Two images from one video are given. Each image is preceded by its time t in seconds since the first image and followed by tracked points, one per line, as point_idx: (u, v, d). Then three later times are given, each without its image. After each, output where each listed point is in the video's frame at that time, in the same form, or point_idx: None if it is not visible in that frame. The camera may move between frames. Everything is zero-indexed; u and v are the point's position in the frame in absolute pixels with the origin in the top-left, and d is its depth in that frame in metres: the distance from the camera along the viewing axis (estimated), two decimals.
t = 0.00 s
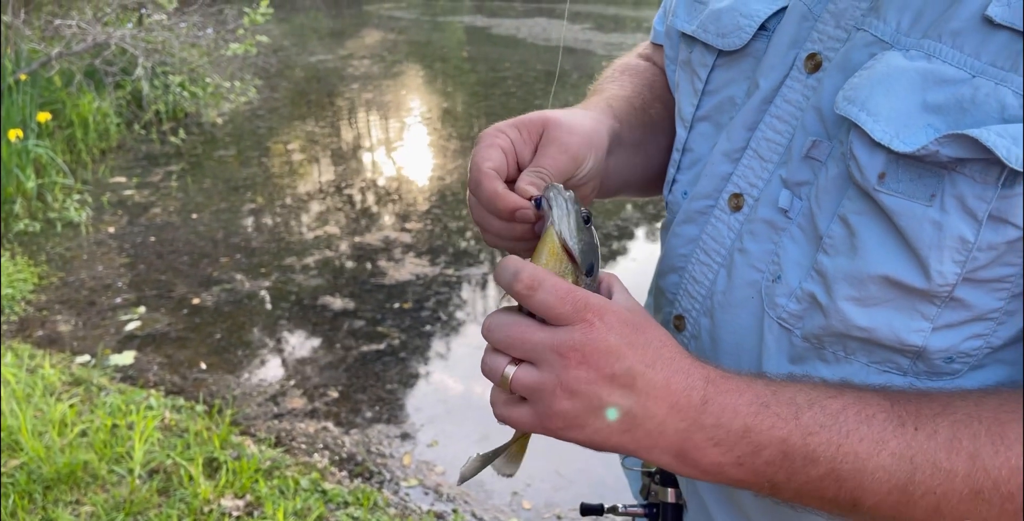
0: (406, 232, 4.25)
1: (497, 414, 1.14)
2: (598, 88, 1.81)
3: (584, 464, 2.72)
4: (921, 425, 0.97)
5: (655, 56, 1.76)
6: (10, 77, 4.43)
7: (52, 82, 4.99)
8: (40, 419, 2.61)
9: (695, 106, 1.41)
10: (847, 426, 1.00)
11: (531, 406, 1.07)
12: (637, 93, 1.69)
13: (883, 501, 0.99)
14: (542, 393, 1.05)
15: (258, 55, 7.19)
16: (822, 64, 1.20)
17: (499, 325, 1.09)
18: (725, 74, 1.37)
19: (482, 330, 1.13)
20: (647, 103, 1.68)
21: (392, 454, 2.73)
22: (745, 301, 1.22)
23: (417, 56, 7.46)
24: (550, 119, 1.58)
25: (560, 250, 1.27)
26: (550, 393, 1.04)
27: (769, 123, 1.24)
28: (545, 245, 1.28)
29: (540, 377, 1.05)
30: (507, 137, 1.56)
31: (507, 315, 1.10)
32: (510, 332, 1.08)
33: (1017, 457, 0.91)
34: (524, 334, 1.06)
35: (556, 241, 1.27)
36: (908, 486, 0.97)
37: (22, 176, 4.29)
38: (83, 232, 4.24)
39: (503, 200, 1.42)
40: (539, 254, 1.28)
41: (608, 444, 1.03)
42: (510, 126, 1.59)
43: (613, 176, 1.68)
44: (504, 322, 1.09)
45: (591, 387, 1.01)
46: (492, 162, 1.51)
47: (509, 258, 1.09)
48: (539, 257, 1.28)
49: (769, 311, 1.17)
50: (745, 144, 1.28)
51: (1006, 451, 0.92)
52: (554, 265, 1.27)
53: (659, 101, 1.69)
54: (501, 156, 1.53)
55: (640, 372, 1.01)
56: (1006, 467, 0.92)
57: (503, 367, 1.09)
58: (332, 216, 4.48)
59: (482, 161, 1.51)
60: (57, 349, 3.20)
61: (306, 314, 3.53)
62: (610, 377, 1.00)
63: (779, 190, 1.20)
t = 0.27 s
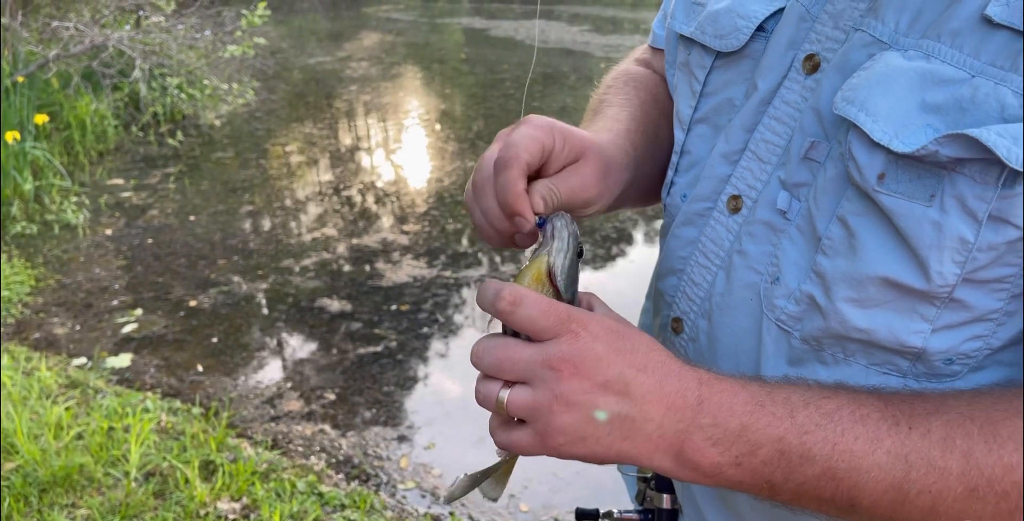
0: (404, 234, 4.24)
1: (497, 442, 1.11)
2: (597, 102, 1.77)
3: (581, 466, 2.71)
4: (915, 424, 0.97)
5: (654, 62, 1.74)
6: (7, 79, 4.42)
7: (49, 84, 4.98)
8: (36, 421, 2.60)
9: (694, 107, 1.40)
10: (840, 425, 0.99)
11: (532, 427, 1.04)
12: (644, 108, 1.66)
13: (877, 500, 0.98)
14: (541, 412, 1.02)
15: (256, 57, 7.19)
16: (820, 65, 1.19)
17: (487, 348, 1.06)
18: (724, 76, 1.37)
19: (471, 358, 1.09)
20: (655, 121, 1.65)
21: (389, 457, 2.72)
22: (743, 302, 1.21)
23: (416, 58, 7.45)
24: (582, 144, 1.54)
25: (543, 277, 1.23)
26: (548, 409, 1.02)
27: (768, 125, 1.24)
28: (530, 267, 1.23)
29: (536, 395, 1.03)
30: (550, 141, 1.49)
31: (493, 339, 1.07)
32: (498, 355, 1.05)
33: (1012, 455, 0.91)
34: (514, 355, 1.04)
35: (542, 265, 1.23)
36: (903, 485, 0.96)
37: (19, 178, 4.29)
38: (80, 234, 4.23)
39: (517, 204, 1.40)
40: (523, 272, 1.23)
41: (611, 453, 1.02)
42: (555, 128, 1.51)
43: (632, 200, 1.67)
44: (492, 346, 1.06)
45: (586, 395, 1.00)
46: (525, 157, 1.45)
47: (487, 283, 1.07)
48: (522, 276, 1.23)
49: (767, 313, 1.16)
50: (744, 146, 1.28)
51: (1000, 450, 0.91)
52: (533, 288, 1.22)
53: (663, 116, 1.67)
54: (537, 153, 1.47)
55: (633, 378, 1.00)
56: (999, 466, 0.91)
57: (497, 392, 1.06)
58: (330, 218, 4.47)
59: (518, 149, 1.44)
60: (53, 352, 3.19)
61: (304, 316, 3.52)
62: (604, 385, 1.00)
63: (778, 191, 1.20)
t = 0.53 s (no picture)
0: (401, 235, 4.23)
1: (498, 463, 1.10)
2: (591, 110, 1.76)
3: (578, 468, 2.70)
4: (912, 428, 0.96)
5: (648, 67, 1.74)
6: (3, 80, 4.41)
7: (46, 84, 4.98)
8: (31, 423, 2.60)
9: (686, 108, 1.39)
10: (837, 428, 0.99)
11: (528, 444, 1.04)
12: (636, 117, 1.65)
13: (876, 504, 0.98)
14: (535, 428, 1.02)
15: (254, 57, 7.18)
16: (813, 67, 1.19)
17: (475, 369, 1.06)
18: (717, 77, 1.36)
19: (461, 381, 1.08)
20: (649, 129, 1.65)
21: (386, 458, 2.71)
22: (738, 305, 1.20)
23: (414, 58, 7.44)
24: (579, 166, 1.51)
25: (530, 294, 1.22)
26: (541, 423, 1.02)
27: (762, 126, 1.23)
28: (518, 285, 1.22)
29: (528, 412, 1.02)
30: (547, 162, 1.46)
31: (480, 361, 1.07)
32: (487, 374, 1.05)
33: (1009, 458, 0.91)
34: (502, 372, 1.04)
35: (529, 283, 1.22)
36: (902, 488, 0.96)
37: (15, 179, 4.28)
38: (77, 235, 4.22)
39: (513, 224, 1.37)
40: (509, 294, 1.22)
41: (610, 463, 1.01)
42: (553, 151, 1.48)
43: (631, 208, 1.68)
44: (480, 366, 1.06)
45: (578, 406, 1.00)
46: (523, 178, 1.41)
47: (470, 304, 1.07)
48: (508, 297, 1.21)
49: (762, 316, 1.16)
50: (737, 147, 1.27)
51: (996, 453, 0.91)
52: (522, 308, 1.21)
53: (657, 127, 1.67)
54: (535, 173, 1.43)
55: (624, 387, 1.00)
56: (997, 468, 0.91)
57: (489, 411, 1.06)
58: (328, 218, 4.47)
59: (515, 167, 1.41)
60: (49, 353, 3.19)
61: (300, 317, 3.51)
62: (595, 394, 1.00)
63: (771, 194, 1.19)
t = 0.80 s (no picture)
0: (399, 234, 4.23)
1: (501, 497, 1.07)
2: (586, 119, 1.75)
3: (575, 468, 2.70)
4: (905, 435, 0.96)
5: (641, 70, 1.74)
6: None
7: (43, 83, 4.97)
8: (27, 424, 2.60)
9: (680, 109, 1.39)
10: (829, 437, 0.99)
11: (526, 474, 1.02)
12: (636, 121, 1.68)
13: (871, 511, 0.98)
14: (531, 456, 1.00)
15: (251, 56, 7.17)
16: (806, 67, 1.18)
17: (465, 404, 1.04)
18: (710, 77, 1.36)
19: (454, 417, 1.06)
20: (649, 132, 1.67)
21: (383, 458, 2.71)
22: (731, 307, 1.20)
23: (412, 57, 7.43)
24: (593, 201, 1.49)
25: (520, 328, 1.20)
26: (537, 450, 1.00)
27: (755, 127, 1.23)
28: (506, 319, 1.20)
29: (523, 441, 1.01)
30: (568, 198, 1.43)
31: (471, 395, 1.05)
32: (478, 407, 1.03)
33: (1003, 464, 0.90)
34: (493, 404, 1.02)
35: (519, 316, 1.20)
36: (896, 496, 0.95)
37: (12, 178, 4.27)
38: (73, 234, 4.21)
39: (525, 256, 1.34)
40: (498, 327, 1.19)
41: (608, 483, 1.01)
42: (575, 188, 1.45)
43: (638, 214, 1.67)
44: (469, 402, 1.04)
45: (570, 428, 0.99)
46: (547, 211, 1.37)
47: (454, 338, 1.05)
48: (497, 329, 1.19)
49: (757, 318, 1.16)
50: (730, 149, 1.27)
51: (990, 459, 0.91)
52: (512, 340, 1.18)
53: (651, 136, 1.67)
54: (555, 207, 1.40)
55: (615, 402, 1.00)
56: (991, 475, 0.91)
57: (484, 445, 1.04)
58: (325, 217, 4.46)
59: (538, 196, 1.36)
60: (46, 353, 3.18)
61: (297, 316, 3.51)
62: (586, 415, 1.00)
63: (765, 196, 1.19)
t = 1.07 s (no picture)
0: (396, 231, 4.22)
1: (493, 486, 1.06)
2: (580, 127, 1.77)
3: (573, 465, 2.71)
4: (896, 436, 0.96)
5: (634, 68, 1.75)
6: None
7: (39, 81, 4.95)
8: (23, 423, 2.60)
9: (675, 106, 1.39)
10: (821, 437, 0.99)
11: (520, 467, 1.01)
12: (625, 130, 1.68)
13: (861, 511, 0.98)
14: (526, 450, 1.00)
15: (248, 53, 7.16)
16: (801, 67, 1.18)
17: (462, 393, 1.02)
18: (705, 76, 1.36)
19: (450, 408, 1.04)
20: (638, 140, 1.68)
21: (380, 456, 2.71)
22: (724, 308, 1.20)
23: (409, 54, 7.42)
24: (563, 202, 1.49)
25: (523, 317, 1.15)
26: (534, 444, 0.99)
27: (749, 126, 1.23)
28: (508, 309, 1.15)
29: (519, 435, 1.00)
30: (530, 201, 1.43)
31: (469, 386, 1.02)
32: (476, 398, 1.01)
33: (993, 467, 0.90)
34: (491, 396, 1.00)
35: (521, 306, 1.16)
36: (885, 496, 0.96)
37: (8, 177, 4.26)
38: (70, 232, 4.20)
39: (501, 264, 1.33)
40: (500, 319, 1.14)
41: (601, 478, 1.01)
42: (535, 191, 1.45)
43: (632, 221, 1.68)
44: (468, 392, 1.02)
45: (567, 423, 0.99)
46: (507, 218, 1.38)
47: (453, 326, 1.02)
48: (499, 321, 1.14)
49: (750, 319, 1.16)
50: (724, 148, 1.27)
51: (980, 461, 0.91)
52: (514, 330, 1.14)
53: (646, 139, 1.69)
54: (519, 214, 1.40)
55: (614, 399, 1.00)
56: (981, 477, 0.91)
57: (479, 436, 1.02)
58: (323, 215, 4.46)
59: (496, 209, 1.38)
60: (43, 352, 3.18)
61: (294, 314, 3.50)
62: (585, 411, 0.99)
63: (759, 196, 1.19)
